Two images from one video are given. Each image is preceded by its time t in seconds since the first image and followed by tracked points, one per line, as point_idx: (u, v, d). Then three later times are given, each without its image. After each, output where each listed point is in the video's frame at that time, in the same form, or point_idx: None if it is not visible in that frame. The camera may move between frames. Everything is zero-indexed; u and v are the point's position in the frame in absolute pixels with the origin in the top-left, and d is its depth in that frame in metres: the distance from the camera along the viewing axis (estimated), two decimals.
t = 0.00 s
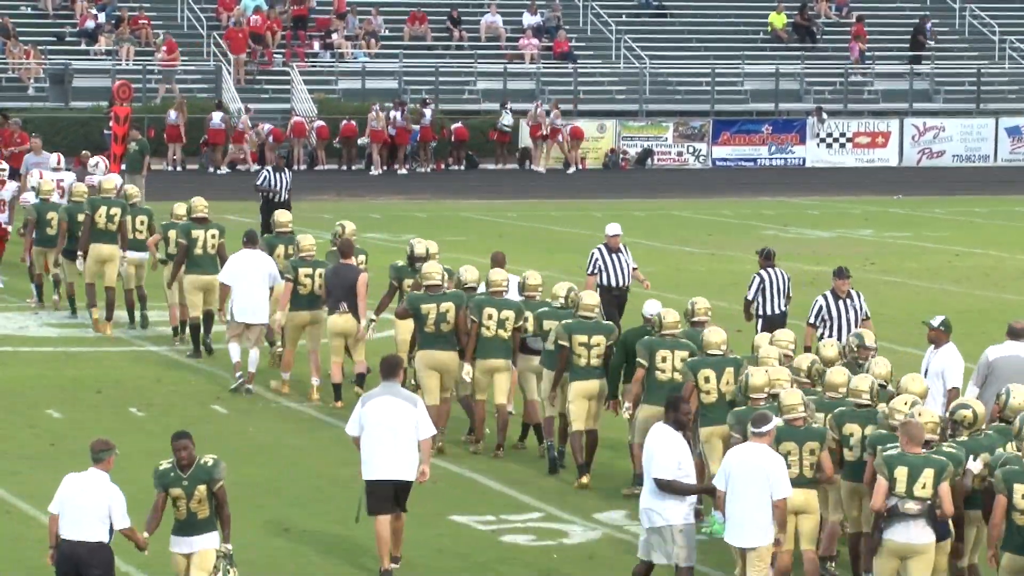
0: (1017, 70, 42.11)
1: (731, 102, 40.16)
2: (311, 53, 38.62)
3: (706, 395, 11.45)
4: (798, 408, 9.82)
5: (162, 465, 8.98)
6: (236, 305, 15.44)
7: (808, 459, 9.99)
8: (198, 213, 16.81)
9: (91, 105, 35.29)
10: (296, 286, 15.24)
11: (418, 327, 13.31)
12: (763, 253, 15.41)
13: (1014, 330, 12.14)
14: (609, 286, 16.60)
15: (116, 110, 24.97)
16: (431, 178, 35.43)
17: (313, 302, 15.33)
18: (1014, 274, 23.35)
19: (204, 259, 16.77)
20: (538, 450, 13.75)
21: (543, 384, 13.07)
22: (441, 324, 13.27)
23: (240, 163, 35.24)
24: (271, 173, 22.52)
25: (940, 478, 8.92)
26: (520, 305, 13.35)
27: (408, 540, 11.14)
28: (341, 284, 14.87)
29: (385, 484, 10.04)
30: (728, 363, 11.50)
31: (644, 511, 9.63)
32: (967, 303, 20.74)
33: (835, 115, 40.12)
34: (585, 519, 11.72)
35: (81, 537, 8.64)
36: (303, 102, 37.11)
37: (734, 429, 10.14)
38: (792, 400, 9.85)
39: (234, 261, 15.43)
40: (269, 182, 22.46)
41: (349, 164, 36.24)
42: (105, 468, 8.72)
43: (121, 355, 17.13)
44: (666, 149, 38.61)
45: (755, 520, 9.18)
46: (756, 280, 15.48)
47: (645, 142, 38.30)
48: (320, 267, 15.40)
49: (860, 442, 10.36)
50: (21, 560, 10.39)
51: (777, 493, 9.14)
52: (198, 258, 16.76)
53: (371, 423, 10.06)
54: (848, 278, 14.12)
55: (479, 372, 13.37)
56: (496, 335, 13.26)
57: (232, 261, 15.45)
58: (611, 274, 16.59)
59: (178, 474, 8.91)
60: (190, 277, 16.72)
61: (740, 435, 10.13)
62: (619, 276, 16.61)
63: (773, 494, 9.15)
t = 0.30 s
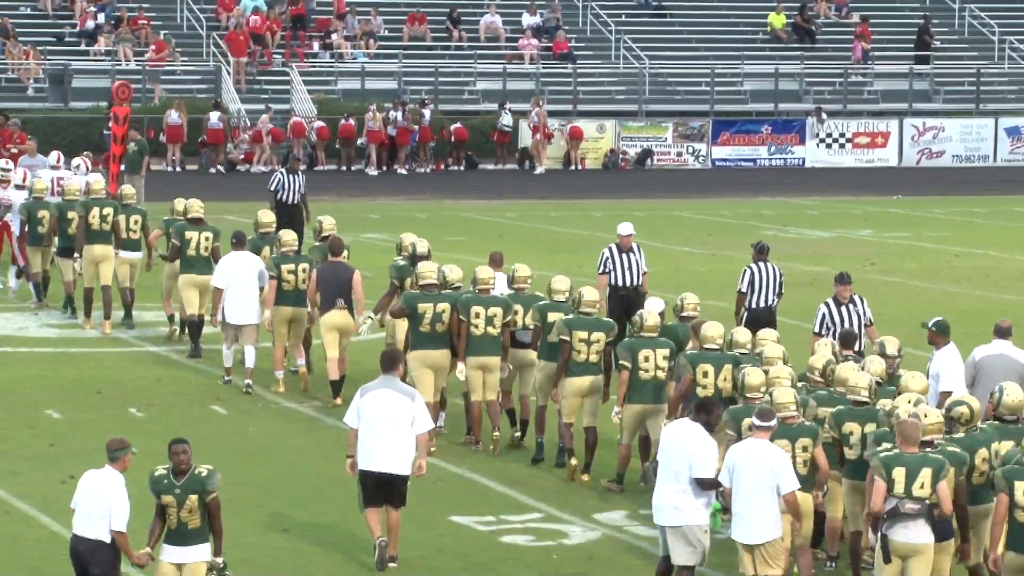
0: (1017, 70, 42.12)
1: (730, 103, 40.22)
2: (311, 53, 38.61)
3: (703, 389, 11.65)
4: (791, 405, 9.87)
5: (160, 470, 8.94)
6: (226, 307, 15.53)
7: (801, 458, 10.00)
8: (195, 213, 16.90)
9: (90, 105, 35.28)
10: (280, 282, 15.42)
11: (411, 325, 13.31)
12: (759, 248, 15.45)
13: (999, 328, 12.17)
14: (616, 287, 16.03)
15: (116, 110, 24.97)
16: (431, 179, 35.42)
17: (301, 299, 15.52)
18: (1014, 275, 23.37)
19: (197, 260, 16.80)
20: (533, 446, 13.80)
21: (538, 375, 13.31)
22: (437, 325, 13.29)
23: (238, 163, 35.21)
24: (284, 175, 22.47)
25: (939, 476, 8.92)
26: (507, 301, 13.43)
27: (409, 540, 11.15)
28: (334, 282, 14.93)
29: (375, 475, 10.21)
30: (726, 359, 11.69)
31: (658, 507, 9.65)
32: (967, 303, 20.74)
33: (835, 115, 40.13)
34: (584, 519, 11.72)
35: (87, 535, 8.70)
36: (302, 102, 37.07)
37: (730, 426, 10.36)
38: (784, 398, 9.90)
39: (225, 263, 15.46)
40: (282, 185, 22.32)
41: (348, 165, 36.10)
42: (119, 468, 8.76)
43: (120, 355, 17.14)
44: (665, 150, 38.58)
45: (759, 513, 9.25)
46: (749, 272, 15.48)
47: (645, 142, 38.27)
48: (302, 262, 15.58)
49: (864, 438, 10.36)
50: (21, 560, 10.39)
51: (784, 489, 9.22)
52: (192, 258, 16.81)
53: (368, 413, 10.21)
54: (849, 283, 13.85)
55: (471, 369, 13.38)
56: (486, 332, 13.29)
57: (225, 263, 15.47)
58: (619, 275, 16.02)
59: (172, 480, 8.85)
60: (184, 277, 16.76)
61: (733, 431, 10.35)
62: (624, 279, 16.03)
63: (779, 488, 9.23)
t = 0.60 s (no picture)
0: (1016, 70, 42.14)
1: (729, 104, 40.27)
2: (309, 54, 38.62)
3: (692, 388, 11.64)
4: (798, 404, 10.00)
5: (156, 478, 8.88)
6: (215, 299, 15.69)
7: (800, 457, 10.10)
8: (191, 210, 17.15)
9: (89, 106, 35.29)
10: (266, 280, 15.57)
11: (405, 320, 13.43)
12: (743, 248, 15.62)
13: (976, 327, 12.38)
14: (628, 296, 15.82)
15: (115, 111, 24.98)
16: (430, 179, 35.44)
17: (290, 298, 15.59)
18: (1013, 275, 23.40)
19: (195, 255, 17.01)
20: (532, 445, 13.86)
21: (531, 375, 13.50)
22: (431, 318, 13.44)
23: (237, 163, 35.18)
24: (290, 177, 22.31)
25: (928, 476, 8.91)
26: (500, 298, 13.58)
27: (408, 540, 11.15)
28: (333, 278, 15.20)
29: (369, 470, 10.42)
30: (712, 358, 11.74)
31: (663, 508, 9.57)
32: (967, 303, 20.77)
33: (834, 116, 40.15)
34: (583, 520, 11.72)
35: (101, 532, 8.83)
36: (302, 102, 37.08)
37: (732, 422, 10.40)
38: (783, 399, 9.97)
39: (212, 255, 15.72)
40: (288, 187, 22.19)
41: (347, 165, 36.03)
42: (133, 467, 8.81)
43: (119, 355, 17.15)
44: (664, 150, 38.56)
45: (767, 514, 9.26)
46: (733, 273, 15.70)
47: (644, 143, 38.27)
48: (292, 260, 15.67)
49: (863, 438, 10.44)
50: (20, 559, 10.39)
51: (797, 483, 9.24)
52: (189, 253, 17.01)
53: (364, 412, 10.42)
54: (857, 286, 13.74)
55: (465, 366, 13.51)
56: (478, 328, 13.48)
57: (211, 255, 15.74)
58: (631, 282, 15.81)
59: (171, 490, 8.77)
60: (179, 273, 16.98)
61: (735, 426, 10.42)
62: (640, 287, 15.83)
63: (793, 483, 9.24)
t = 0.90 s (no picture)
0: (1016, 70, 42.13)
1: (728, 104, 40.27)
2: (309, 53, 38.62)
3: (676, 386, 11.68)
4: (807, 404, 10.12)
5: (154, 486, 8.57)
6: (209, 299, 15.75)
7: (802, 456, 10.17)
8: (184, 209, 17.13)
9: (89, 105, 35.29)
10: (262, 274, 15.67)
11: (390, 320, 13.32)
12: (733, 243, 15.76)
13: (969, 323, 12.48)
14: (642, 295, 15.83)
15: (114, 110, 24.95)
16: (429, 179, 35.43)
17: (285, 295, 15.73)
18: (1012, 275, 23.40)
19: (189, 254, 17.06)
20: (534, 445, 13.84)
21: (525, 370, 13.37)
22: (418, 318, 13.36)
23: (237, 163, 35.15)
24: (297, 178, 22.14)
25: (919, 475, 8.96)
26: (495, 296, 13.65)
27: (407, 541, 11.15)
28: (322, 274, 15.30)
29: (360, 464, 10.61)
30: (694, 354, 11.75)
31: (662, 509, 9.51)
32: (966, 303, 20.76)
33: (834, 115, 40.15)
34: (582, 519, 11.73)
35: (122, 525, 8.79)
36: (301, 101, 37.01)
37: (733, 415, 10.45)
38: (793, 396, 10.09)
39: (205, 253, 15.79)
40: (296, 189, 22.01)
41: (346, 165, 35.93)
42: (146, 457, 8.76)
43: (118, 355, 17.15)
44: (664, 150, 38.55)
45: (781, 510, 9.38)
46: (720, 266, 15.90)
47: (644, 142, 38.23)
48: (288, 254, 15.80)
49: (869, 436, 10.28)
50: (20, 560, 10.39)
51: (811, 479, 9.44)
52: (184, 252, 17.06)
53: (350, 406, 10.60)
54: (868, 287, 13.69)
55: (457, 363, 13.54)
56: (473, 325, 13.50)
57: (204, 253, 15.81)
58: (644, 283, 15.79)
59: (174, 495, 8.48)
60: (173, 272, 17.02)
61: (735, 422, 10.49)
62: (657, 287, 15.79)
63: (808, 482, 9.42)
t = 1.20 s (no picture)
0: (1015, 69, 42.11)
1: (728, 102, 40.27)
2: (309, 53, 38.61)
3: (667, 383, 11.75)
4: (816, 402, 10.26)
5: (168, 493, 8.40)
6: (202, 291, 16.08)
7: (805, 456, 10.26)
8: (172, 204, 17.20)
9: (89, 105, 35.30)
10: (257, 272, 15.80)
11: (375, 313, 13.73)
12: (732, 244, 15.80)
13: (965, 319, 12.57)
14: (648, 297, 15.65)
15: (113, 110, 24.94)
16: (429, 179, 35.41)
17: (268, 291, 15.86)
18: (1012, 274, 23.37)
19: (179, 248, 17.12)
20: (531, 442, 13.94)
21: (517, 368, 13.65)
22: (400, 310, 13.72)
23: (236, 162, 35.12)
24: (304, 179, 22.10)
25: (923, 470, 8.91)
26: (487, 294, 13.78)
27: (406, 540, 11.14)
28: (303, 269, 15.35)
29: (354, 456, 10.61)
30: (687, 351, 11.83)
31: (650, 508, 9.43)
32: (965, 303, 20.73)
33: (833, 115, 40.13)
34: (582, 519, 11.72)
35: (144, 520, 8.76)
36: (301, 101, 37.13)
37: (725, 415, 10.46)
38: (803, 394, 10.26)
39: (199, 246, 16.06)
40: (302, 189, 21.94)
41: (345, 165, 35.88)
42: (163, 452, 8.76)
43: (117, 355, 17.13)
44: (663, 149, 38.55)
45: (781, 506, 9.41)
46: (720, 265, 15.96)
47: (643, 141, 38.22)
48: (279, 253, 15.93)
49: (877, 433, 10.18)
50: (19, 560, 10.38)
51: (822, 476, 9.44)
52: (173, 247, 17.12)
53: (344, 398, 10.63)
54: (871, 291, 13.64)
55: (446, 359, 13.68)
56: (466, 323, 13.62)
57: (198, 245, 16.08)
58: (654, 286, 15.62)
59: (190, 505, 8.35)
60: (166, 266, 17.07)
61: (729, 421, 10.51)
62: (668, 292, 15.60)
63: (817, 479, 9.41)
